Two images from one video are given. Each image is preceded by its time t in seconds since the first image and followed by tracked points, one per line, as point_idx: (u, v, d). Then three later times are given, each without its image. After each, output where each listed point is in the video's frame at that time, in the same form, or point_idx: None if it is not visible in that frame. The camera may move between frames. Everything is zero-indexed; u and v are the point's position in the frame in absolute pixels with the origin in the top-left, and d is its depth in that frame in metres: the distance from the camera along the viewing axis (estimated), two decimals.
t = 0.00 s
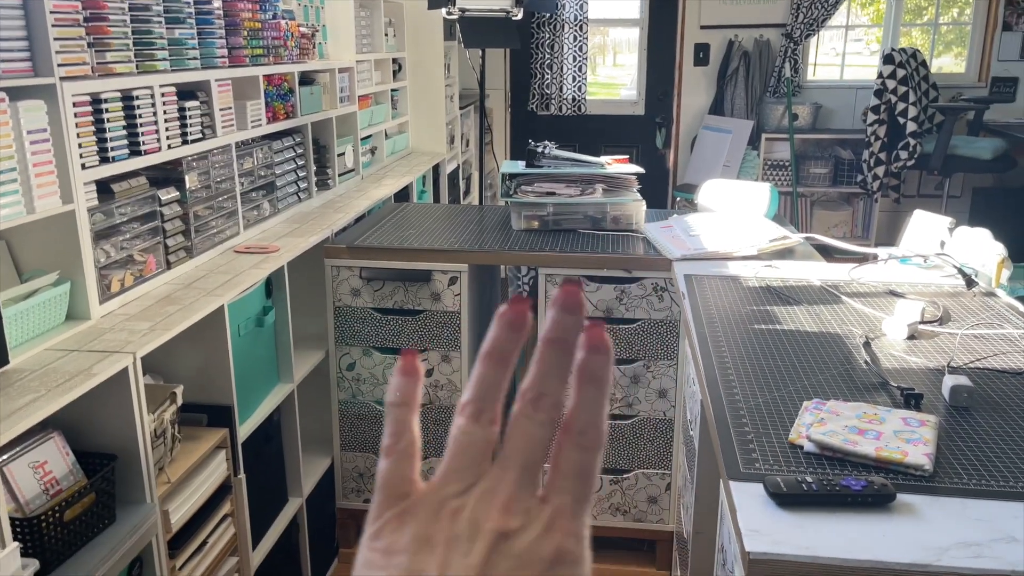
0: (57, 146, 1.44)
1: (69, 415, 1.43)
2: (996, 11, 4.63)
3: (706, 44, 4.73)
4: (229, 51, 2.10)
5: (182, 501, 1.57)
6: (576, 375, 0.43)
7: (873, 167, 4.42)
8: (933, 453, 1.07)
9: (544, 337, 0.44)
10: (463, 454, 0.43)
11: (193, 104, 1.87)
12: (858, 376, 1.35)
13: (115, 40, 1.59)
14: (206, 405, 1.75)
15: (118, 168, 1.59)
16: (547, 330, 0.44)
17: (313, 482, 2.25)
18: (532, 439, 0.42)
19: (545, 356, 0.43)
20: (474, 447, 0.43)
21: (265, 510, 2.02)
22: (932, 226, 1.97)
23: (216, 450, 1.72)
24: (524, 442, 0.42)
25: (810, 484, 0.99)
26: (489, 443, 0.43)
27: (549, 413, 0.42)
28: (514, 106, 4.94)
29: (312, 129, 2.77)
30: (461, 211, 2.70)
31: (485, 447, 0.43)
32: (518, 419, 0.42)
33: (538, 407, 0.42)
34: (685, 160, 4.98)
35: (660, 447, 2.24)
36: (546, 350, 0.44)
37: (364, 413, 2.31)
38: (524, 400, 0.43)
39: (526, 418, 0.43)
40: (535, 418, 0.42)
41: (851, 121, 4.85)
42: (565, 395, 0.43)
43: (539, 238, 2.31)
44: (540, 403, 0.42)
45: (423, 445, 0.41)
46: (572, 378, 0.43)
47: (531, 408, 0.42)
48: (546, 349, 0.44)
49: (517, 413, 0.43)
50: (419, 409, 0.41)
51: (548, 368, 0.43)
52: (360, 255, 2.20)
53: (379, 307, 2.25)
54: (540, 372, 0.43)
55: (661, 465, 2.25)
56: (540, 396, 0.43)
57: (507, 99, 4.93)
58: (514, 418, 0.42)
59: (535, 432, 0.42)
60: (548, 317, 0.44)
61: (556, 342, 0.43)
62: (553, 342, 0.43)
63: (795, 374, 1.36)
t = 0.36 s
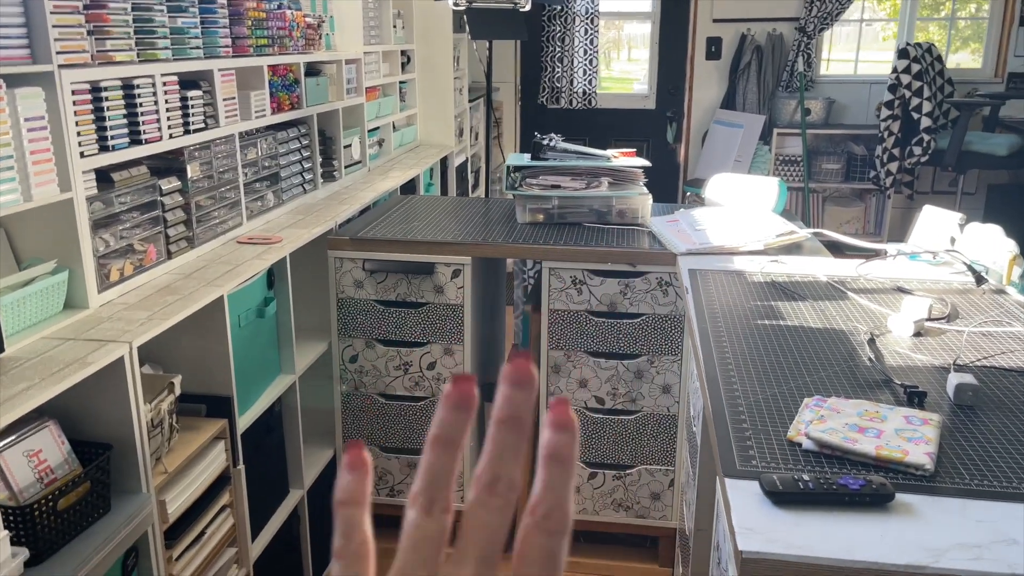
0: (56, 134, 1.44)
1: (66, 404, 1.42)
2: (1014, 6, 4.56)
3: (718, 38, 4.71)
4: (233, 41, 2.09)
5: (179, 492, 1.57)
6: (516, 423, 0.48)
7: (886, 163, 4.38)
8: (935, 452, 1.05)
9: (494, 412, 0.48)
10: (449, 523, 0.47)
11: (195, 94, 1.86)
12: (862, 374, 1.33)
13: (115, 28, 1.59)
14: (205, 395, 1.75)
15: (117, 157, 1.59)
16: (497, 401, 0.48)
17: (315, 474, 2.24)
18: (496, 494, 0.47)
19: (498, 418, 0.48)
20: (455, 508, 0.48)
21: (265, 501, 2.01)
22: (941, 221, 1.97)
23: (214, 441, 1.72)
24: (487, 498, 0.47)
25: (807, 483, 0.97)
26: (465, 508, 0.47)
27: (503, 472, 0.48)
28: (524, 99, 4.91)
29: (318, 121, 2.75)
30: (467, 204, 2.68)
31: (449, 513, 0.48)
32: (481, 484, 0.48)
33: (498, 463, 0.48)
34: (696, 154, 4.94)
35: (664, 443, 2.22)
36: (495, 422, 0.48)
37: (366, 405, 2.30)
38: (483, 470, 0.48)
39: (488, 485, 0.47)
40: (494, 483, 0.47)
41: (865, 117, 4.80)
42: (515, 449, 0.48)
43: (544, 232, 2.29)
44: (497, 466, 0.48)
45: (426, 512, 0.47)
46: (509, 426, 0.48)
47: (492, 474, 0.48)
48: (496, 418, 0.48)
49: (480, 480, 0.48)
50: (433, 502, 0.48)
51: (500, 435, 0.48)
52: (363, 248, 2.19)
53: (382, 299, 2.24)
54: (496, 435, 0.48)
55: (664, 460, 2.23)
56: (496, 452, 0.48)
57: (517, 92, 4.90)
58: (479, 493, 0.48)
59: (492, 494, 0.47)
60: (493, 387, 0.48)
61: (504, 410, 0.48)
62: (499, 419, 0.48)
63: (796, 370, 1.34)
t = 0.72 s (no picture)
0: (78, 111, 1.44)
1: (84, 380, 1.43)
2: None
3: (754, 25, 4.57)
4: (259, 23, 2.08)
5: (196, 471, 1.57)
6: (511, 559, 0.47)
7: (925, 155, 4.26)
8: (964, 448, 1.00)
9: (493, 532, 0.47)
10: None
11: (220, 74, 1.86)
12: (891, 366, 1.28)
13: (138, 6, 1.59)
14: (225, 376, 1.75)
15: (140, 136, 1.59)
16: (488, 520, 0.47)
17: (337, 457, 2.24)
18: None
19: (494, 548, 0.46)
20: None
21: (285, 483, 2.01)
22: (981, 212, 1.90)
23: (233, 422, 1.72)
24: None
25: (827, 475, 0.93)
26: None
27: None
28: (555, 88, 4.87)
29: (346, 105, 2.75)
30: (493, 190, 2.66)
31: None
32: None
33: None
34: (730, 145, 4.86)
35: (688, 434, 2.18)
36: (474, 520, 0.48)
37: (388, 390, 2.29)
38: None
39: None
40: None
41: (905, 109, 4.68)
42: None
43: (570, 219, 2.26)
44: None
45: None
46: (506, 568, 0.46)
47: None
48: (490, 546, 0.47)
49: None
50: None
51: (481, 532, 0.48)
52: (388, 232, 2.19)
53: (405, 284, 2.22)
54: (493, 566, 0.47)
55: (688, 453, 2.19)
56: None
57: (549, 80, 4.86)
58: None
59: None
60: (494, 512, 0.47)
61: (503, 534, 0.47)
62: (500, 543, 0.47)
63: (823, 362, 1.30)
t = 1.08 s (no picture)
0: (98, 96, 1.43)
1: (101, 367, 1.43)
2: None
3: (795, 15, 4.53)
4: (285, 8, 2.06)
5: (213, 460, 1.56)
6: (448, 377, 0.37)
7: (969, 149, 4.14)
8: (1002, 460, 0.95)
9: (424, 339, 0.39)
10: (300, 475, 0.32)
11: (245, 60, 1.84)
12: (926, 370, 1.22)
13: None
14: (244, 364, 1.74)
15: (162, 122, 1.58)
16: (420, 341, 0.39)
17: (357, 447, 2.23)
18: (401, 436, 0.33)
19: (429, 356, 0.38)
20: (306, 471, 0.32)
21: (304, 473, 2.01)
22: None
23: (252, 411, 1.71)
24: (379, 459, 0.32)
25: (853, 486, 0.89)
26: (332, 455, 0.32)
27: (441, 396, 0.36)
28: (588, 77, 4.81)
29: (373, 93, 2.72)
30: (520, 180, 2.62)
31: (351, 472, 0.32)
32: (373, 422, 0.34)
33: (419, 403, 0.35)
34: (766, 137, 4.76)
35: (714, 433, 2.13)
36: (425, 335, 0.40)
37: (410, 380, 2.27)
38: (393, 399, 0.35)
39: (396, 403, 0.35)
40: (402, 424, 0.34)
41: (949, 101, 4.54)
42: (443, 411, 0.35)
43: (597, 211, 2.22)
44: (422, 395, 0.35)
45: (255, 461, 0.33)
46: (438, 388, 0.36)
47: (406, 404, 0.35)
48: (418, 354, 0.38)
49: (374, 409, 0.34)
50: (312, 426, 0.34)
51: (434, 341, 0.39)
52: (411, 222, 2.15)
53: (428, 275, 2.20)
54: (426, 371, 0.37)
55: (713, 452, 2.15)
56: (425, 388, 0.35)
57: (582, 69, 4.80)
58: (377, 418, 0.34)
59: (398, 467, 0.32)
60: (425, 321, 0.40)
61: (438, 344, 0.39)
62: (433, 341, 0.39)
63: (854, 363, 1.24)
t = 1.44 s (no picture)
0: (112, 98, 1.43)
1: (114, 369, 1.43)
2: None
3: (817, 10, 4.45)
4: (300, 8, 2.06)
5: (226, 462, 1.56)
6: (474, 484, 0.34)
7: (997, 147, 4.06)
8: (1021, 476, 0.92)
9: (443, 442, 0.34)
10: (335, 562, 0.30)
11: (259, 61, 1.84)
12: (946, 380, 1.20)
13: None
14: (258, 366, 1.75)
15: (175, 124, 1.58)
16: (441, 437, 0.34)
17: (371, 447, 2.23)
18: (433, 534, 0.31)
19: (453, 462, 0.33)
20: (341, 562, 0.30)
21: (318, 473, 2.01)
22: None
23: (266, 412, 1.71)
24: (413, 556, 0.31)
25: (867, 503, 0.87)
26: (367, 548, 0.30)
27: (472, 495, 0.33)
28: (607, 73, 4.78)
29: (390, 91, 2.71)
30: (537, 179, 2.60)
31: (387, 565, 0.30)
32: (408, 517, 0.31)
33: (452, 503, 0.32)
34: (787, 134, 4.71)
35: (730, 437, 2.11)
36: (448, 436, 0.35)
37: (425, 381, 2.27)
38: (429, 495, 0.32)
39: (432, 499, 0.32)
40: (436, 523, 0.32)
41: (975, 97, 4.45)
42: (473, 508, 0.33)
43: (613, 211, 2.19)
44: (457, 493, 0.32)
45: (287, 545, 0.30)
46: (468, 482, 0.33)
47: (440, 504, 0.32)
48: (441, 448, 0.34)
49: (409, 505, 0.31)
50: (346, 513, 0.31)
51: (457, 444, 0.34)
52: (426, 222, 2.15)
53: (442, 275, 2.19)
54: (456, 462, 0.33)
55: (730, 456, 2.12)
56: (458, 485, 0.32)
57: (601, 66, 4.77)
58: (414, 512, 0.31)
59: (430, 562, 0.31)
60: (442, 426, 0.34)
61: (458, 446, 0.34)
62: (457, 442, 0.34)
63: (871, 373, 1.22)
